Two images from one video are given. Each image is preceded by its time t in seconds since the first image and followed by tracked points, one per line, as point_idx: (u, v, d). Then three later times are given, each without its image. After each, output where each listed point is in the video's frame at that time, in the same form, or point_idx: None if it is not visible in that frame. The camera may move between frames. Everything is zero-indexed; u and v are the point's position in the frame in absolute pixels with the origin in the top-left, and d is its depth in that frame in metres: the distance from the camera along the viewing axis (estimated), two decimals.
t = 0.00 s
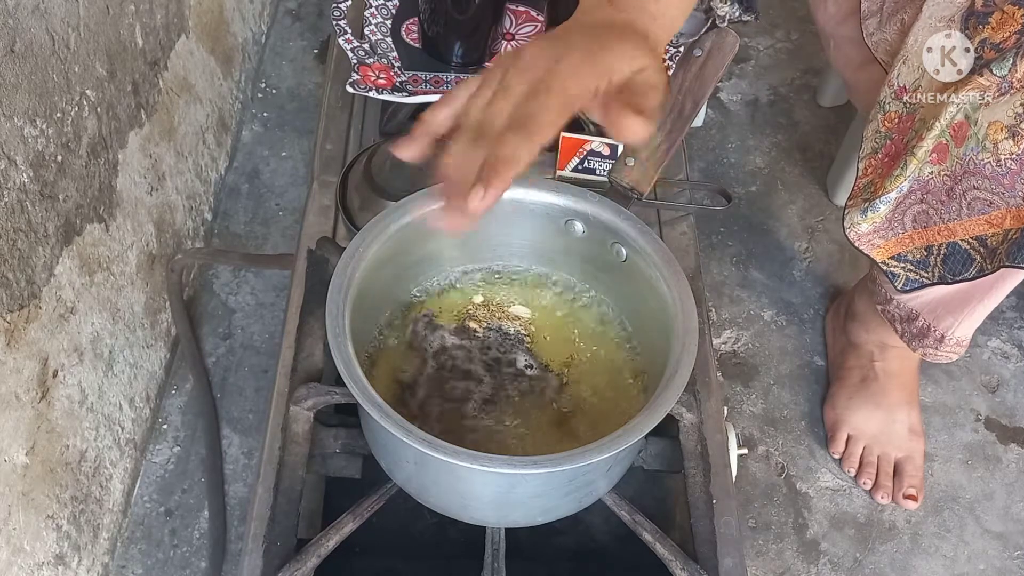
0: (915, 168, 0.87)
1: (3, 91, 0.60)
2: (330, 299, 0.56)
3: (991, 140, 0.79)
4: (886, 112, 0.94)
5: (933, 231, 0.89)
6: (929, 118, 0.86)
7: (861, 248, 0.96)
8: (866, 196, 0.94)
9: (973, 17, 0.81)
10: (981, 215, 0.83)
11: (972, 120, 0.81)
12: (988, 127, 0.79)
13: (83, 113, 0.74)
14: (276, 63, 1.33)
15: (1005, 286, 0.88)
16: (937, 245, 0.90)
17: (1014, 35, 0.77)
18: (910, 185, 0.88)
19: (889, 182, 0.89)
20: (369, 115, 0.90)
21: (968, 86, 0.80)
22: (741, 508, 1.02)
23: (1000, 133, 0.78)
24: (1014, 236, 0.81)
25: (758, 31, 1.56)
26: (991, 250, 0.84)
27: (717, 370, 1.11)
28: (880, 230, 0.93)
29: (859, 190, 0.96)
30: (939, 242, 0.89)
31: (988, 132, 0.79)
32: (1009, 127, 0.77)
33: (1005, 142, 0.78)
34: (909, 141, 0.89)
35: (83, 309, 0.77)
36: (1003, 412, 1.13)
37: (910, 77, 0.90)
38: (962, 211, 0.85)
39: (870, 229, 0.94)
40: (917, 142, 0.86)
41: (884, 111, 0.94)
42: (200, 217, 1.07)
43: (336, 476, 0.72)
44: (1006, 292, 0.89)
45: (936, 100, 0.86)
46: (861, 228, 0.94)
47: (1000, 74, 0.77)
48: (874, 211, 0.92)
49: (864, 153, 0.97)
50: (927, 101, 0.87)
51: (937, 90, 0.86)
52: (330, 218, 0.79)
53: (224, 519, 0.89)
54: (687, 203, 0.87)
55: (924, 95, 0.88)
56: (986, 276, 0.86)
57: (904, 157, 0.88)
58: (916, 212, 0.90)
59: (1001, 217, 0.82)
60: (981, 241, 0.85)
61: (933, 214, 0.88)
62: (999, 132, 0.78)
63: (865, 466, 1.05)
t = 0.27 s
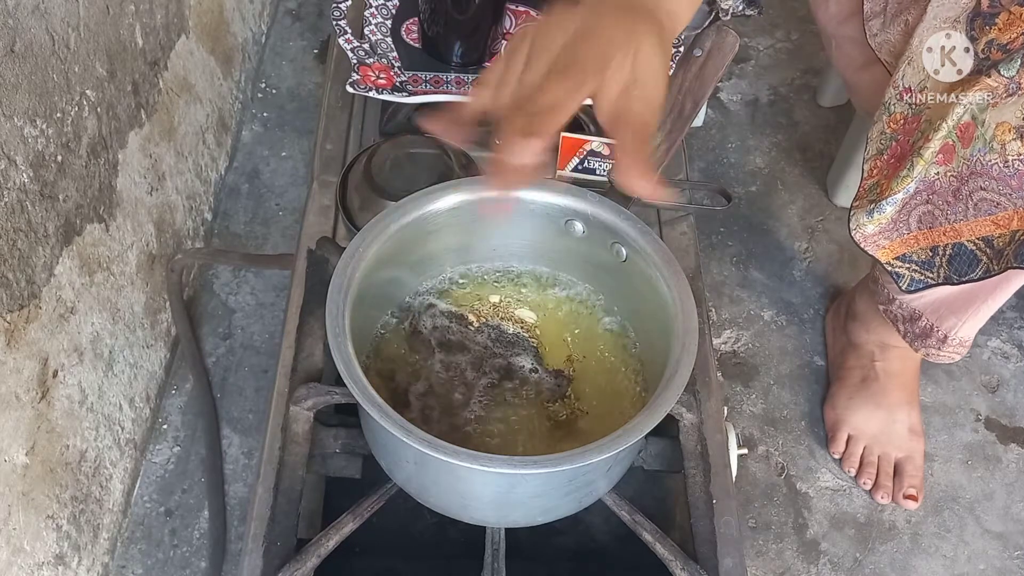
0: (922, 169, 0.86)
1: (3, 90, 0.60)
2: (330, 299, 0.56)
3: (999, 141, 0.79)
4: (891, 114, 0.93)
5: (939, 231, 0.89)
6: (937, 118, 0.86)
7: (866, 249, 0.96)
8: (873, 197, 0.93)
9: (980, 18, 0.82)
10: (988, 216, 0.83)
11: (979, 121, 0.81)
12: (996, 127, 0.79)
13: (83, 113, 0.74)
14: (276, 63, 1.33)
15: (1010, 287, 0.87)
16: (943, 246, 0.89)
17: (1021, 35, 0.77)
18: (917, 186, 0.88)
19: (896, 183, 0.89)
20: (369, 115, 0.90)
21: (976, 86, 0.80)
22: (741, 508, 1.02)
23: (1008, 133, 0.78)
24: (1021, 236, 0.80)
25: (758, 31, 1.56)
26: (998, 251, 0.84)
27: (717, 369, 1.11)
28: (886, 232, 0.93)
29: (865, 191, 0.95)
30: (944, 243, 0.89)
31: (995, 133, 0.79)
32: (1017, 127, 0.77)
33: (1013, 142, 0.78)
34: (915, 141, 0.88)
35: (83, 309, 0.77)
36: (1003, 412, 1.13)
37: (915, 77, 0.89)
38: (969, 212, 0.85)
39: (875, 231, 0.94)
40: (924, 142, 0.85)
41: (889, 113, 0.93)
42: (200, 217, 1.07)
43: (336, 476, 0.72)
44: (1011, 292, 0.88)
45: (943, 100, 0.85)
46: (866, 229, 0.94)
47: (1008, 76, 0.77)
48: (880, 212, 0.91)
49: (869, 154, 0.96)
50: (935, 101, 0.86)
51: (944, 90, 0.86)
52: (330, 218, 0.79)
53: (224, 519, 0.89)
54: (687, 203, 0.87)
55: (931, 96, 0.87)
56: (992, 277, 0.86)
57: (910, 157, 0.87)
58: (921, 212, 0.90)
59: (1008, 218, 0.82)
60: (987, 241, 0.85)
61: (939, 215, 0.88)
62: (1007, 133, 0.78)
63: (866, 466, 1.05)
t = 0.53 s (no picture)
0: (937, 171, 0.85)
1: (3, 90, 0.60)
2: (330, 299, 0.56)
3: (1016, 142, 0.80)
4: (902, 116, 0.91)
5: (951, 233, 0.89)
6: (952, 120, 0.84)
7: (877, 252, 0.94)
8: (886, 199, 0.92)
9: (993, 20, 0.81)
10: (1002, 218, 0.84)
11: (995, 122, 0.81)
12: (1013, 130, 0.80)
13: (83, 113, 0.74)
14: (276, 63, 1.33)
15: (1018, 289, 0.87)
16: (954, 248, 0.89)
17: None
18: (930, 189, 0.87)
19: (910, 185, 0.88)
20: (369, 115, 0.90)
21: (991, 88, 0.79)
22: (741, 508, 1.02)
23: None
24: None
25: (758, 31, 1.56)
26: (1012, 253, 0.85)
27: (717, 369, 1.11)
28: (899, 233, 0.92)
29: (878, 194, 0.93)
30: (956, 245, 0.89)
31: (1012, 135, 0.80)
32: None
33: None
34: (929, 143, 0.87)
35: (83, 309, 0.77)
36: (1003, 412, 1.13)
37: (928, 80, 0.87)
38: (983, 214, 0.85)
39: (888, 233, 0.92)
40: (938, 145, 0.84)
41: (900, 115, 0.91)
42: (200, 217, 1.07)
43: (336, 476, 0.72)
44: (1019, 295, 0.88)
45: (959, 101, 0.84)
46: (879, 231, 0.92)
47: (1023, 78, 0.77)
48: (893, 213, 0.90)
49: (880, 156, 0.94)
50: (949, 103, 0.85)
51: (960, 91, 0.84)
52: (330, 218, 0.79)
53: (224, 519, 0.89)
54: (687, 203, 0.87)
55: (945, 98, 0.86)
56: (1005, 279, 0.87)
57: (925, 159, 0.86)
58: (933, 214, 0.89)
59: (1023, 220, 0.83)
60: (1002, 244, 0.85)
61: (952, 217, 0.88)
62: None
63: (866, 466, 1.05)
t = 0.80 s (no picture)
0: (949, 171, 0.84)
1: (3, 90, 0.60)
2: (330, 299, 0.56)
3: None
4: (912, 116, 0.90)
5: (961, 233, 0.88)
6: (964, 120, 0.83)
7: (887, 250, 0.94)
8: (896, 199, 0.92)
9: (1004, 20, 0.78)
10: (1013, 218, 0.82)
11: (1008, 123, 0.78)
12: None
13: (83, 113, 0.74)
14: (276, 63, 1.33)
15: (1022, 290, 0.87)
16: (964, 247, 0.88)
17: None
18: (941, 188, 0.86)
19: (921, 185, 0.87)
20: (369, 115, 0.90)
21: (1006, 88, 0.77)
22: (741, 508, 1.02)
23: None
24: None
25: (758, 31, 1.56)
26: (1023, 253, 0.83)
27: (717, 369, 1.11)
28: (908, 233, 0.91)
29: (886, 194, 0.94)
30: (966, 244, 0.88)
31: None
32: None
33: None
34: (941, 143, 0.86)
35: (83, 309, 0.77)
36: (1003, 412, 1.13)
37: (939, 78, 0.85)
38: (994, 213, 0.83)
39: (899, 233, 0.92)
40: (950, 145, 0.83)
41: (910, 115, 0.90)
42: (200, 217, 1.07)
43: (336, 476, 0.72)
44: None
45: (970, 101, 0.83)
46: (890, 231, 0.92)
47: None
48: (904, 213, 0.89)
49: (891, 155, 0.94)
50: (960, 102, 0.84)
51: (973, 91, 0.83)
52: (330, 218, 0.79)
53: (224, 519, 0.89)
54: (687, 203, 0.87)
55: (955, 97, 0.84)
56: (1016, 278, 0.85)
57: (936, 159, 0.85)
58: (943, 214, 0.88)
59: None
60: (1013, 243, 0.84)
61: (961, 216, 0.87)
62: None
63: (867, 466, 1.05)
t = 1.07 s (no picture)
0: (957, 168, 0.80)
1: (3, 90, 0.60)
2: (330, 299, 0.56)
3: None
4: (919, 113, 0.87)
5: (968, 230, 0.86)
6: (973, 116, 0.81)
7: (892, 247, 0.90)
8: (903, 195, 0.87)
9: (1011, 17, 0.78)
10: None
11: (1019, 119, 0.76)
12: None
13: (83, 113, 0.74)
14: (276, 63, 1.33)
15: None
16: (972, 245, 0.87)
17: None
18: (949, 185, 0.83)
19: (928, 181, 0.83)
20: (369, 115, 0.90)
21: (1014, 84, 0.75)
22: (741, 508, 1.02)
23: None
24: None
25: (758, 31, 1.56)
26: None
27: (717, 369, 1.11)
28: (916, 230, 0.88)
29: (894, 190, 0.88)
30: (974, 242, 0.87)
31: None
32: None
33: None
34: (949, 140, 0.83)
35: (83, 309, 0.77)
36: (1003, 412, 1.13)
37: (947, 75, 0.84)
38: (1003, 211, 0.83)
39: (906, 230, 0.88)
40: (959, 141, 0.80)
41: (917, 111, 0.87)
42: (201, 217, 1.07)
43: (336, 476, 0.72)
44: None
45: (977, 99, 0.81)
46: (897, 228, 0.87)
47: None
48: (912, 210, 0.85)
49: (897, 154, 0.89)
50: (970, 99, 0.82)
51: (979, 89, 0.81)
52: (330, 217, 0.79)
53: (225, 519, 0.89)
54: (687, 203, 0.87)
55: (963, 94, 0.83)
56: None
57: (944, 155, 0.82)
58: (951, 211, 0.86)
59: None
60: (1021, 240, 0.83)
61: (970, 214, 0.85)
62: None
63: (867, 466, 1.05)
